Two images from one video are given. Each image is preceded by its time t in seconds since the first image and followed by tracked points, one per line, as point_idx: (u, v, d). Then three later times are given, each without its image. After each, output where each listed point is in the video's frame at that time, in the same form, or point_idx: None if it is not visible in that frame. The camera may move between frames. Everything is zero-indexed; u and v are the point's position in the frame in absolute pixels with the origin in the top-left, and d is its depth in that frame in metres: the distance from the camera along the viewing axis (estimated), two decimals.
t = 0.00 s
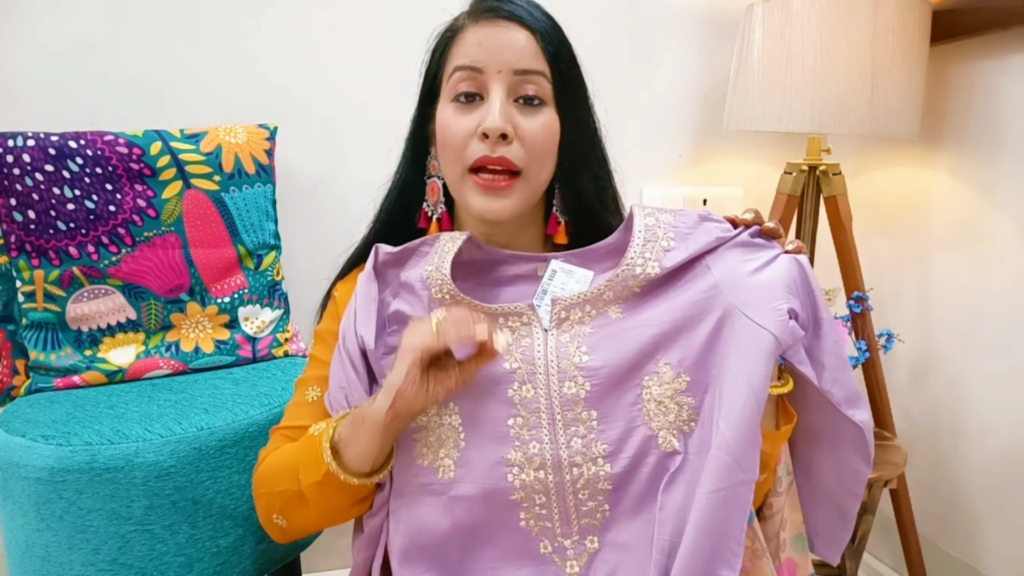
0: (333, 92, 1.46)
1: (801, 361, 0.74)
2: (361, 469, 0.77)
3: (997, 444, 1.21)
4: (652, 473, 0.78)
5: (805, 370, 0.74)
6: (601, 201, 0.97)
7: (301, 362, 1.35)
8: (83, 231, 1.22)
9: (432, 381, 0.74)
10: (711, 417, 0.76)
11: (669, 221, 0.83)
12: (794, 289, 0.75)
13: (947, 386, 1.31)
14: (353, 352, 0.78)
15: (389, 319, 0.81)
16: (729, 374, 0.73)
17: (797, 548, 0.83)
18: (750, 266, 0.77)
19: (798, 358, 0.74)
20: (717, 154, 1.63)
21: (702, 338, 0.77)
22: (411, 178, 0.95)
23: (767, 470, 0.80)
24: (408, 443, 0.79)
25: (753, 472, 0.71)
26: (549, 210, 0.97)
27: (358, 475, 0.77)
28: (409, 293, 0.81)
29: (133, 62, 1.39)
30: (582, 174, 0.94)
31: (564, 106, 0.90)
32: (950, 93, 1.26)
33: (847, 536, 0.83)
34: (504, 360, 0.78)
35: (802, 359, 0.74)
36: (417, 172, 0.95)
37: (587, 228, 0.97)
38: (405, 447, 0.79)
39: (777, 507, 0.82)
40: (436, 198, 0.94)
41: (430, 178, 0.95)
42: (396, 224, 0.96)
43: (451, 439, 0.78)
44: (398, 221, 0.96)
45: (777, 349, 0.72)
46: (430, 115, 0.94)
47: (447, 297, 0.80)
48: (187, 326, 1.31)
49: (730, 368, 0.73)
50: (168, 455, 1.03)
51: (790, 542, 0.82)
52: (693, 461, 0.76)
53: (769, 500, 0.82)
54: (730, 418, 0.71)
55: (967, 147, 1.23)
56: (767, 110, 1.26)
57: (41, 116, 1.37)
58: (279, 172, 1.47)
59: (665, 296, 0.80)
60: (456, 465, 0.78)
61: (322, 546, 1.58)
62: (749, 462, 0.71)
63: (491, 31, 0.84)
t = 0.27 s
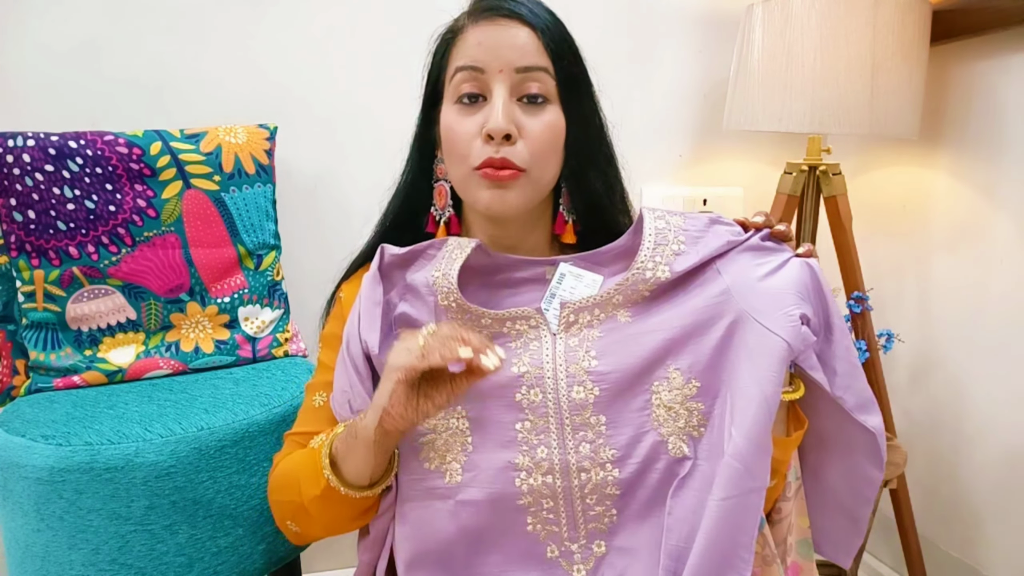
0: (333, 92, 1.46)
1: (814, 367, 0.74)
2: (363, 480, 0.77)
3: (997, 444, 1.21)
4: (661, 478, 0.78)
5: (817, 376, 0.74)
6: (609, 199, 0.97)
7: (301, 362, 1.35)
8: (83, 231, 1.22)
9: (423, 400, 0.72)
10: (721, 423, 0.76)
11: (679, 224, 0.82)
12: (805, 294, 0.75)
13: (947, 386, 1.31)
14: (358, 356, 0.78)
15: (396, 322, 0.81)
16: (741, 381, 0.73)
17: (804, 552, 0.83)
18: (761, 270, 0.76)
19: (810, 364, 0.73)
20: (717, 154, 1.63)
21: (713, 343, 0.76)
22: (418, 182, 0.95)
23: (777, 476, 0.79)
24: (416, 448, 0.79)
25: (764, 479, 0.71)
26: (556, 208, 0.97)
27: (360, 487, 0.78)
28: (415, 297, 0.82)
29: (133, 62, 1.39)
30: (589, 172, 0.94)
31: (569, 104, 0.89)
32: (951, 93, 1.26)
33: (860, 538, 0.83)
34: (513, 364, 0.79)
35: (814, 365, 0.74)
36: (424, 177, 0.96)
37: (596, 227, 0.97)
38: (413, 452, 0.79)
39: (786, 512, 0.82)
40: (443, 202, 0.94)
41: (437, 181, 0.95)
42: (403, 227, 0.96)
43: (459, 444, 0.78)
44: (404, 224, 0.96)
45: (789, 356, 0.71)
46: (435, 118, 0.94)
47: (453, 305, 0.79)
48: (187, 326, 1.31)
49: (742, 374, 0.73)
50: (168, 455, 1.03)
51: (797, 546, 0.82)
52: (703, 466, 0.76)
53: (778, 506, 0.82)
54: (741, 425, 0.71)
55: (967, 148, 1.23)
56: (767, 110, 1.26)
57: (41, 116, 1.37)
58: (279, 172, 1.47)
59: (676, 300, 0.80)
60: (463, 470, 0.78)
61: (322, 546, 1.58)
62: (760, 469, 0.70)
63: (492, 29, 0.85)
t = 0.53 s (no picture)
0: (333, 92, 1.46)
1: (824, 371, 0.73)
2: (365, 485, 0.77)
3: (998, 444, 1.21)
4: (669, 482, 0.77)
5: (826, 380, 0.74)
6: (618, 196, 0.97)
7: (301, 362, 1.35)
8: (83, 231, 1.22)
9: (417, 414, 0.69)
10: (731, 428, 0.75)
11: (689, 226, 0.81)
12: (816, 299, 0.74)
13: (948, 387, 1.31)
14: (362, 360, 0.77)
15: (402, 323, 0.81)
16: (751, 386, 0.73)
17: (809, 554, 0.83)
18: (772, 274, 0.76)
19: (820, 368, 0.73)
20: (717, 155, 1.63)
21: (722, 348, 0.76)
22: (425, 186, 0.96)
23: (785, 480, 0.79)
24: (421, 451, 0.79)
25: (773, 484, 0.70)
26: (565, 208, 0.97)
27: (360, 497, 0.78)
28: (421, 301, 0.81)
29: (133, 62, 1.39)
30: (597, 167, 0.94)
31: (570, 101, 0.89)
32: (950, 93, 1.26)
33: (870, 547, 0.82)
34: (520, 367, 0.78)
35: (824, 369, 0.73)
36: (432, 181, 0.96)
37: (607, 225, 0.97)
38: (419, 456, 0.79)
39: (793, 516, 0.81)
40: (450, 207, 0.94)
41: (444, 186, 0.95)
42: (409, 231, 0.96)
43: (466, 447, 0.78)
44: (409, 231, 0.96)
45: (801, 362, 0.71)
46: (438, 121, 0.94)
47: (460, 315, 0.79)
48: (187, 326, 1.31)
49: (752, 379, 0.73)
50: (168, 455, 1.03)
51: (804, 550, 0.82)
52: (711, 471, 0.76)
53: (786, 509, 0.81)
54: (752, 430, 0.71)
55: (967, 148, 1.23)
56: (767, 110, 1.26)
57: (41, 116, 1.37)
58: (279, 172, 1.47)
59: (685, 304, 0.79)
60: (471, 473, 0.78)
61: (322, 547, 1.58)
62: (768, 474, 0.70)
63: (490, 32, 0.84)
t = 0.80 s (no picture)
0: (333, 92, 1.46)
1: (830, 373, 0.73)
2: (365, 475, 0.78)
3: (998, 444, 1.21)
4: (675, 483, 0.77)
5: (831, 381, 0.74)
6: (621, 197, 0.97)
7: (301, 362, 1.35)
8: (83, 231, 1.22)
9: (408, 385, 0.71)
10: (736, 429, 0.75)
11: (694, 228, 0.81)
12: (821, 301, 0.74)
13: (948, 387, 1.31)
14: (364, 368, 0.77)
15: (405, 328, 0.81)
16: (757, 387, 0.72)
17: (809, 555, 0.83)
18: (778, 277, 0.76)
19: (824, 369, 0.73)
20: (717, 155, 1.63)
21: (727, 349, 0.76)
22: (424, 188, 0.96)
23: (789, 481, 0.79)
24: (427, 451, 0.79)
25: (778, 486, 0.70)
26: (570, 206, 0.97)
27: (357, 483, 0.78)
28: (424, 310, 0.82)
29: (133, 62, 1.38)
30: (600, 167, 0.95)
31: (580, 104, 0.91)
32: (951, 93, 1.26)
33: (874, 548, 0.82)
34: (526, 369, 0.78)
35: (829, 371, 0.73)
36: (430, 183, 0.96)
37: (611, 227, 0.98)
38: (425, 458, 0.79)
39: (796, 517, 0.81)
40: (450, 210, 0.95)
41: (443, 189, 0.95)
42: (408, 233, 0.97)
43: (471, 448, 0.78)
44: (406, 233, 0.96)
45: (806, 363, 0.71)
46: (439, 123, 0.94)
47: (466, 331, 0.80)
48: (187, 326, 1.31)
49: (758, 380, 0.73)
50: (168, 455, 1.03)
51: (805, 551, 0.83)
52: (716, 472, 0.76)
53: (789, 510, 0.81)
54: (758, 432, 0.71)
55: (967, 148, 1.23)
56: (768, 110, 1.26)
57: (41, 116, 1.37)
58: (279, 172, 1.47)
59: (690, 305, 0.79)
60: (476, 474, 0.77)
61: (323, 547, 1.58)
62: (774, 477, 0.70)
63: (497, 31, 0.85)
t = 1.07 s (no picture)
0: (334, 92, 1.46)
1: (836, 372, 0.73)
2: (361, 477, 0.84)
3: (998, 444, 1.21)
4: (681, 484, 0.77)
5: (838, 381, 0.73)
6: (618, 200, 0.97)
7: (301, 362, 1.35)
8: (83, 231, 1.22)
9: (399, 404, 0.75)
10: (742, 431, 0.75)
11: (698, 226, 0.81)
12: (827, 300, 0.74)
13: (948, 387, 1.31)
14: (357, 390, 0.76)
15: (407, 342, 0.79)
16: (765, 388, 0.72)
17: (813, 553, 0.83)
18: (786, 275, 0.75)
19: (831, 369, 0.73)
20: (717, 154, 1.63)
21: (733, 350, 0.76)
22: (421, 189, 0.96)
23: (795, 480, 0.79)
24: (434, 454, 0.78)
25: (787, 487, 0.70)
26: (565, 208, 0.96)
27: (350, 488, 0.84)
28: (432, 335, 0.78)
29: (134, 62, 1.38)
30: (604, 171, 0.95)
31: (583, 106, 0.91)
32: (950, 94, 1.26)
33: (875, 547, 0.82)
34: (531, 373, 0.78)
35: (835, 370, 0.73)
36: (428, 185, 0.96)
37: (607, 231, 0.98)
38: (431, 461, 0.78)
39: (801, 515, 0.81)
40: (451, 210, 0.95)
41: (443, 189, 0.96)
42: (407, 233, 0.97)
43: (477, 452, 0.77)
44: (404, 233, 0.97)
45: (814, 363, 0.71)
46: (439, 122, 0.93)
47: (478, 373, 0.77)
48: (186, 326, 1.31)
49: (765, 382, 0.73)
50: (168, 454, 1.03)
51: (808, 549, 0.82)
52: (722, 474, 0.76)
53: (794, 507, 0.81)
54: (767, 433, 0.71)
55: (967, 148, 1.23)
56: (768, 110, 1.26)
57: (41, 116, 1.37)
58: (279, 172, 1.47)
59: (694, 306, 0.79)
60: (482, 478, 0.77)
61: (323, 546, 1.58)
62: (783, 478, 0.70)
63: (505, 33, 0.84)
